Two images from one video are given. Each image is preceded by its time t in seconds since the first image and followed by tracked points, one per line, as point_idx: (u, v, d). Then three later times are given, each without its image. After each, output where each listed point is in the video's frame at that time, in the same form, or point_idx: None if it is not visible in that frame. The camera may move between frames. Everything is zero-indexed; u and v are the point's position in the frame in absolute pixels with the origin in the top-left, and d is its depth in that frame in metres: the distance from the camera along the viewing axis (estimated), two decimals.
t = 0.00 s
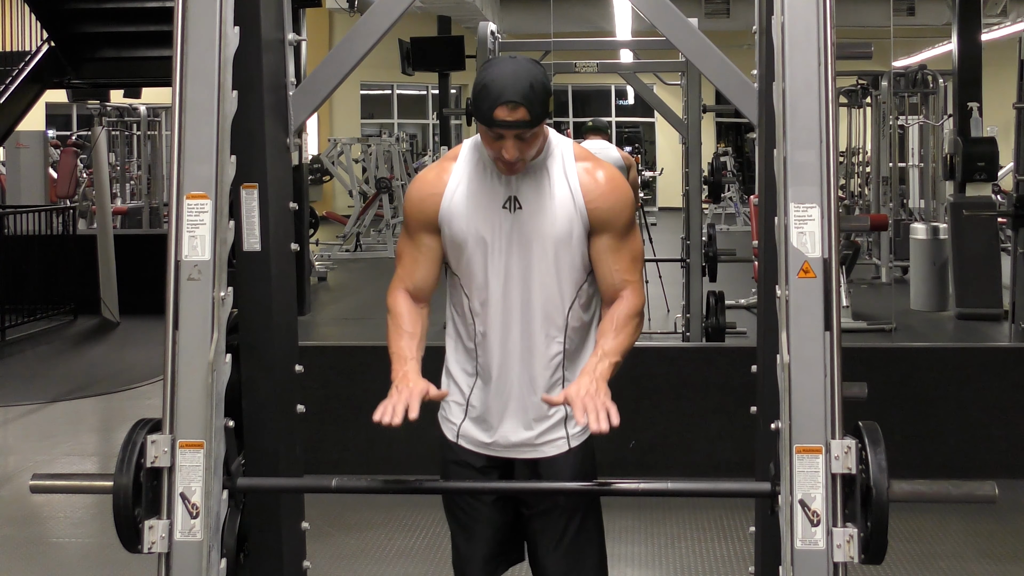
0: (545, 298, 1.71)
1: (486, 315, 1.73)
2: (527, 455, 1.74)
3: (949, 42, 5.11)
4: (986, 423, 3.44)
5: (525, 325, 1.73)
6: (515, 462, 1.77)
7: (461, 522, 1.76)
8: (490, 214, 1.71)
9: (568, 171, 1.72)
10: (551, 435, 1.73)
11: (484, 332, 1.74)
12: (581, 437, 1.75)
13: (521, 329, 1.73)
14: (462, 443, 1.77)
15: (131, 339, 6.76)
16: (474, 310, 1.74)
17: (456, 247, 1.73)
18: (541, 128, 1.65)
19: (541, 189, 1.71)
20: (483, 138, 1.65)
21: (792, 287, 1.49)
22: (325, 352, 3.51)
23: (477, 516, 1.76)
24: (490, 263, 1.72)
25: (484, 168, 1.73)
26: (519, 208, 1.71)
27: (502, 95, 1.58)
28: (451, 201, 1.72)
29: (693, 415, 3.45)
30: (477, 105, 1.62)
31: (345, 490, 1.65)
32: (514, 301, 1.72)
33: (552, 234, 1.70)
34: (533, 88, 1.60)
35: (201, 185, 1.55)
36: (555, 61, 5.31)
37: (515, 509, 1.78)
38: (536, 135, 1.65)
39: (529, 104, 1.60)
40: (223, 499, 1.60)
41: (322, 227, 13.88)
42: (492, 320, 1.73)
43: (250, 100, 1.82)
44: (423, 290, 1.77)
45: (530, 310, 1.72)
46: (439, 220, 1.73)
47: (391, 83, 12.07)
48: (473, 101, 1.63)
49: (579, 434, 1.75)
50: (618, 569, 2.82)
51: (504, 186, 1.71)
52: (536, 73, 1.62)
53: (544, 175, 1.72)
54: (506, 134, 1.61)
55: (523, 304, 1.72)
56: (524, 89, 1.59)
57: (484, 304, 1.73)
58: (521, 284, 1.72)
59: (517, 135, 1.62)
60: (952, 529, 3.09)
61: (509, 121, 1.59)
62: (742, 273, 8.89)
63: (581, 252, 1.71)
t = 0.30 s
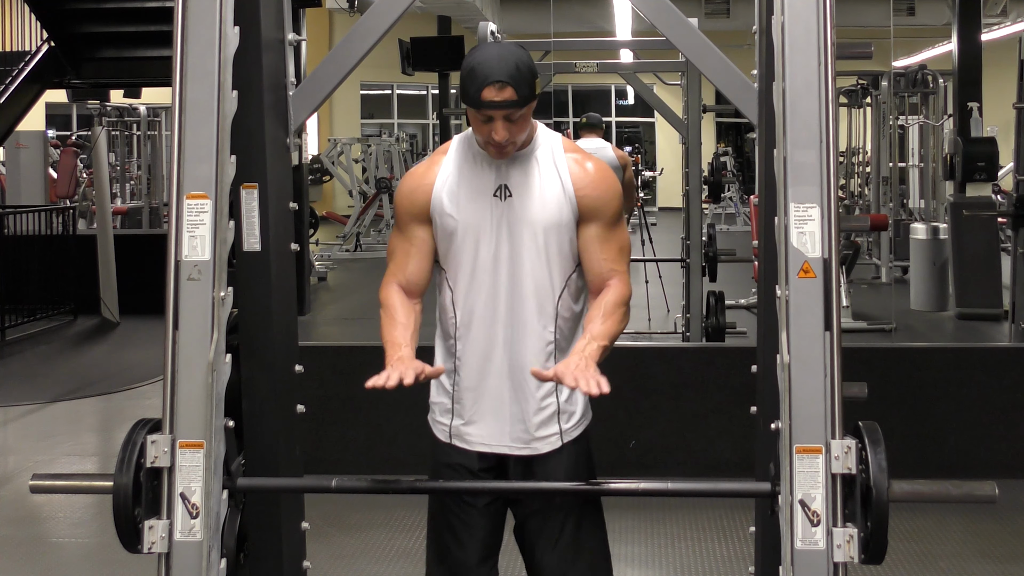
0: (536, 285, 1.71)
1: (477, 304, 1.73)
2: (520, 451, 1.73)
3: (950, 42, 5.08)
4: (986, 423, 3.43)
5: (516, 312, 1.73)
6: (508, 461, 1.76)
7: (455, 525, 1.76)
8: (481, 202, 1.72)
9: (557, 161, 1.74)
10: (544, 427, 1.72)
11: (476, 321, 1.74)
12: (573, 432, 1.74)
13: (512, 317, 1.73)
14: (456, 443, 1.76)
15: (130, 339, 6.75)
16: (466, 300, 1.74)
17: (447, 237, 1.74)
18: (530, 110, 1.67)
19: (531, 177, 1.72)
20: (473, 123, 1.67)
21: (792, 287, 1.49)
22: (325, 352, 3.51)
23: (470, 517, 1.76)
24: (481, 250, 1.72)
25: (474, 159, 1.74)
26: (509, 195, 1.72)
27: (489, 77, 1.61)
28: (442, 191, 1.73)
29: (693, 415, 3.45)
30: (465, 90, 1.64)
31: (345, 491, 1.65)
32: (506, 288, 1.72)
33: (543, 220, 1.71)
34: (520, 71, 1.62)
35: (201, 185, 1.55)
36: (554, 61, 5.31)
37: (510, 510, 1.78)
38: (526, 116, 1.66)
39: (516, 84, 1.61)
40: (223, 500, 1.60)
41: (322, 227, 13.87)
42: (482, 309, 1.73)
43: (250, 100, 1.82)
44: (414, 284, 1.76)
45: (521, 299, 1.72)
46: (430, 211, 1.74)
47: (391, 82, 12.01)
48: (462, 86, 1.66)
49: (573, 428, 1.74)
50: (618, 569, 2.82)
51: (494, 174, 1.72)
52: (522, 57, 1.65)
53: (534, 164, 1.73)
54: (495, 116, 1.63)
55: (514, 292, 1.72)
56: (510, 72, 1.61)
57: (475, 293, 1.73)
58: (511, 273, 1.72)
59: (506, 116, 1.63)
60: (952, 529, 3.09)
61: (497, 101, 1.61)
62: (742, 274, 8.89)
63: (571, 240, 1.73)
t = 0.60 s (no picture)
0: (529, 278, 1.72)
1: (471, 297, 1.73)
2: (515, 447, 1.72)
3: (950, 42, 5.06)
4: (985, 424, 3.44)
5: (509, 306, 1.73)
6: (505, 461, 1.76)
7: (453, 524, 1.76)
8: (477, 195, 1.73)
9: (550, 157, 1.74)
10: (536, 420, 1.71)
11: (470, 315, 1.74)
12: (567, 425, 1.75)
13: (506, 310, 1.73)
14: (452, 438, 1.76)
15: (131, 339, 6.76)
16: (460, 293, 1.74)
17: (446, 231, 1.74)
18: (525, 78, 1.68)
19: (525, 171, 1.73)
20: (469, 97, 1.68)
21: (792, 287, 1.49)
22: (325, 352, 3.51)
23: (469, 516, 1.76)
24: (475, 243, 1.73)
25: (471, 152, 1.75)
26: (504, 187, 1.72)
27: (482, 32, 1.66)
28: (439, 185, 1.73)
29: (693, 415, 3.45)
30: (460, 67, 1.68)
31: (345, 490, 1.65)
32: (499, 281, 1.73)
33: (536, 214, 1.71)
34: (512, 31, 1.68)
35: (201, 185, 1.55)
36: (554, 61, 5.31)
37: (506, 508, 1.78)
38: (520, 81, 1.67)
39: (509, 39, 1.66)
40: (223, 499, 1.60)
41: (322, 227, 13.88)
42: (478, 302, 1.73)
43: (250, 101, 1.82)
44: (414, 287, 1.74)
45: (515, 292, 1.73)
46: (427, 206, 1.74)
47: (391, 83, 11.97)
48: (458, 69, 1.69)
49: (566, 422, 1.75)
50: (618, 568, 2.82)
51: (489, 168, 1.73)
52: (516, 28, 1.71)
53: (528, 158, 1.74)
54: (487, 67, 1.64)
55: (508, 285, 1.73)
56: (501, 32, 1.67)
57: (469, 286, 1.74)
58: (505, 266, 1.72)
59: (500, 71, 1.65)
60: (952, 529, 3.09)
61: (491, 51, 1.64)
62: (742, 274, 8.90)
63: (563, 233, 1.73)
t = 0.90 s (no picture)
0: (528, 279, 1.72)
1: (470, 298, 1.73)
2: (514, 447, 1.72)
3: (950, 42, 5.03)
4: (986, 424, 3.44)
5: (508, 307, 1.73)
6: (503, 460, 1.76)
7: (450, 524, 1.76)
8: (475, 197, 1.73)
9: (548, 157, 1.74)
10: (535, 419, 1.72)
11: (469, 316, 1.74)
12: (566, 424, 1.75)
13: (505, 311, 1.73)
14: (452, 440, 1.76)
15: (131, 339, 6.76)
16: (460, 294, 1.74)
17: (444, 232, 1.74)
18: (523, 85, 1.68)
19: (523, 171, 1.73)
20: (467, 103, 1.68)
21: (792, 287, 1.49)
22: (325, 352, 3.51)
23: (468, 516, 1.76)
24: (474, 244, 1.73)
25: (468, 154, 1.75)
26: (502, 189, 1.72)
27: (481, 43, 1.64)
28: (436, 187, 1.73)
29: (693, 415, 3.45)
30: (458, 74, 1.67)
31: (345, 490, 1.65)
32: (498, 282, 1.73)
33: (534, 214, 1.72)
34: (511, 38, 1.66)
35: (201, 185, 1.55)
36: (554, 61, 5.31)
37: (504, 508, 1.78)
38: (519, 88, 1.67)
39: (507, 49, 1.64)
40: (223, 500, 1.60)
41: (322, 227, 13.88)
42: (477, 303, 1.73)
43: (250, 100, 1.82)
44: (411, 288, 1.74)
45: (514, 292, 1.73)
46: (424, 208, 1.73)
47: (391, 83, 11.96)
48: (456, 73, 1.68)
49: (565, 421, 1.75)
50: (618, 568, 2.82)
51: (487, 169, 1.73)
52: (512, 31, 1.68)
53: (525, 159, 1.74)
54: (487, 80, 1.63)
55: (507, 286, 1.73)
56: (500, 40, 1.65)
57: (468, 287, 1.74)
58: (504, 267, 1.72)
59: (499, 84, 1.64)
60: (953, 529, 3.09)
61: (490, 64, 1.63)
62: (741, 274, 8.90)
63: (561, 233, 1.73)
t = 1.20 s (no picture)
0: (527, 283, 1.72)
1: (469, 303, 1.74)
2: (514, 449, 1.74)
3: (950, 42, 5.05)
4: (986, 424, 3.43)
5: (507, 311, 1.73)
6: (503, 460, 1.76)
7: (450, 523, 1.76)
8: (474, 201, 1.72)
9: (547, 161, 1.74)
10: (538, 424, 1.73)
11: (468, 320, 1.74)
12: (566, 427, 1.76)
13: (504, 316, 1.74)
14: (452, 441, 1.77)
15: (130, 339, 6.75)
16: (458, 299, 1.75)
17: (443, 237, 1.74)
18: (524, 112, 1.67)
19: (522, 175, 1.73)
20: (467, 128, 1.67)
21: (792, 287, 1.49)
22: (325, 352, 3.51)
23: (469, 515, 1.76)
24: (473, 249, 1.73)
25: (467, 158, 1.74)
26: (500, 194, 1.72)
27: (484, 81, 1.60)
28: (435, 191, 1.72)
29: (693, 415, 3.45)
30: (459, 101, 1.64)
31: (345, 490, 1.65)
32: (497, 287, 1.73)
33: (533, 219, 1.71)
34: (513, 71, 1.62)
35: (201, 185, 1.55)
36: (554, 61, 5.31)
37: (504, 507, 1.78)
38: (520, 116, 1.66)
39: (510, 87, 1.61)
40: (223, 500, 1.60)
41: (322, 227, 13.88)
42: (476, 307, 1.74)
43: (250, 101, 1.82)
44: (409, 291, 1.74)
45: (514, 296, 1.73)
46: (422, 212, 1.73)
47: (391, 83, 11.90)
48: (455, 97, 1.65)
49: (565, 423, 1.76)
50: (618, 569, 2.82)
51: (485, 173, 1.72)
52: (514, 58, 1.64)
53: (524, 164, 1.73)
54: (490, 118, 1.63)
55: (507, 291, 1.73)
56: (504, 75, 1.61)
57: (467, 291, 1.74)
58: (503, 271, 1.73)
59: (501, 119, 1.63)
60: (953, 530, 3.09)
61: (493, 104, 1.61)
62: (741, 274, 8.89)
63: (561, 237, 1.73)
